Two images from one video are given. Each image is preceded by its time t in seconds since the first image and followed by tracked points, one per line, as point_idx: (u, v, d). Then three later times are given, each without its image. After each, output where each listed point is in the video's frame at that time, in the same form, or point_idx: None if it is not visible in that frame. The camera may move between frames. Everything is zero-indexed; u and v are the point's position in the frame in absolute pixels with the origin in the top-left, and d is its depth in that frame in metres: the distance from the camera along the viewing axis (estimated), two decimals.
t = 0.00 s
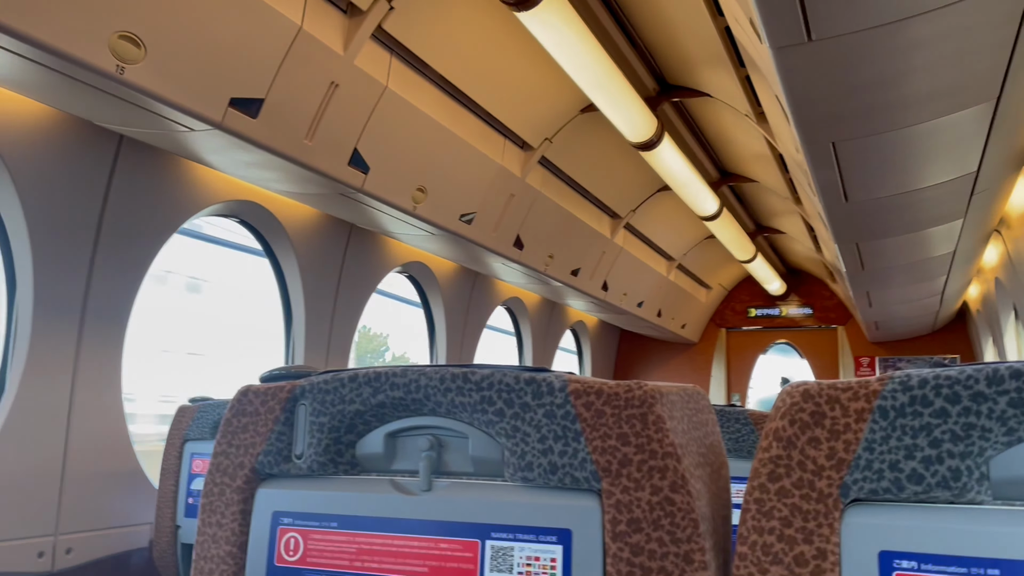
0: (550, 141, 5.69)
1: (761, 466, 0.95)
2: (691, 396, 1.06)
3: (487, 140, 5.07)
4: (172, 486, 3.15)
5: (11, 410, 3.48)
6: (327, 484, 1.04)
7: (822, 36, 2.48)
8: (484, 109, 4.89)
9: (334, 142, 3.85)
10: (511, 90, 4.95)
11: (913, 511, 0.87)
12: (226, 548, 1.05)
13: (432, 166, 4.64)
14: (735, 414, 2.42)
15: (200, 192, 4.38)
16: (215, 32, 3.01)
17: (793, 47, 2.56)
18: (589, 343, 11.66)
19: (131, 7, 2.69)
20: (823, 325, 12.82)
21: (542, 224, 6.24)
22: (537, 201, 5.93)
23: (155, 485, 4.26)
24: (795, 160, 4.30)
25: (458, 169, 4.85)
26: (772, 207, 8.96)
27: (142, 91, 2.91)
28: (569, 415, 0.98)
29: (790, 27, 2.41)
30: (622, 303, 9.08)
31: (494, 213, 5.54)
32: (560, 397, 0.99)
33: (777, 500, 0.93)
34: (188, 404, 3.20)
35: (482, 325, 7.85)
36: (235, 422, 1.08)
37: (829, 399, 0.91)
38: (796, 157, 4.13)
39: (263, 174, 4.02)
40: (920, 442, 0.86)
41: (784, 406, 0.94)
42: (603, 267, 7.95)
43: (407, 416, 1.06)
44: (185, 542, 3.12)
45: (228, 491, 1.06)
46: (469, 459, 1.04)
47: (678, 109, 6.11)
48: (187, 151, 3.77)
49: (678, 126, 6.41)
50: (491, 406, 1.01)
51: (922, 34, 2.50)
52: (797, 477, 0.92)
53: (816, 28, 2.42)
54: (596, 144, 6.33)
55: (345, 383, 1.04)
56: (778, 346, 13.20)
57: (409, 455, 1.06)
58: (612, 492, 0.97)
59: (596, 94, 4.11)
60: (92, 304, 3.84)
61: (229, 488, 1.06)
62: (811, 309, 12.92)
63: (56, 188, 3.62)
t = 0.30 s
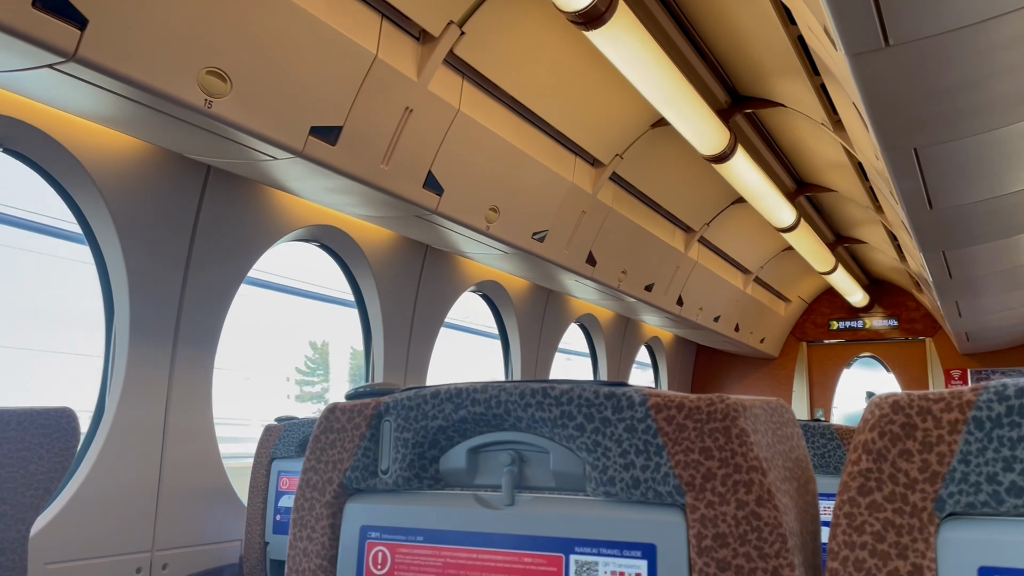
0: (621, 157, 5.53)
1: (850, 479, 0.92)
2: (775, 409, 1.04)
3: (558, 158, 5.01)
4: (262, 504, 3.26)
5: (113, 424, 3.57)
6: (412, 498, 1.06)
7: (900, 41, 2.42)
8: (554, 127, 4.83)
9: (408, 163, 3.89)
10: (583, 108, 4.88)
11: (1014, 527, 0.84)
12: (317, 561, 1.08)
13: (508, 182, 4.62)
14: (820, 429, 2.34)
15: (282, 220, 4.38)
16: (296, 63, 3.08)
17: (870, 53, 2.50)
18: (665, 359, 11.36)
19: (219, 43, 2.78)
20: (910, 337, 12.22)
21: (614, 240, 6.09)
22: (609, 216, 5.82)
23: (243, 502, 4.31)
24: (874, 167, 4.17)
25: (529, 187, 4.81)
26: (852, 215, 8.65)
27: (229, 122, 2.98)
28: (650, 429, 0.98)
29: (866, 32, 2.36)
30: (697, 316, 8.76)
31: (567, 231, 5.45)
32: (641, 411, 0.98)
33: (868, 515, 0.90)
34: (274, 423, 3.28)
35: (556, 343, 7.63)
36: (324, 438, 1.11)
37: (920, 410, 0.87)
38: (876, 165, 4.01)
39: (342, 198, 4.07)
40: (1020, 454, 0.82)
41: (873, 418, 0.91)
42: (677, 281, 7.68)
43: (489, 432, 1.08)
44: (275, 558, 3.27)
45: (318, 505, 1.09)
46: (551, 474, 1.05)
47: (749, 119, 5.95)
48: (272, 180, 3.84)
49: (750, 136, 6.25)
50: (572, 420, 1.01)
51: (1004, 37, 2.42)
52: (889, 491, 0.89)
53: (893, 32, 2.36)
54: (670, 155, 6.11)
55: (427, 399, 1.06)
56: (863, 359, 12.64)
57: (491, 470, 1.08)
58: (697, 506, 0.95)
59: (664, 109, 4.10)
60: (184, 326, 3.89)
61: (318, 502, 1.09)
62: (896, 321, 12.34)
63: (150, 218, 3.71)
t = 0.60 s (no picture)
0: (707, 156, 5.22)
1: (974, 478, 0.87)
2: (888, 408, 0.99)
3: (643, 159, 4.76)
4: (356, 509, 3.32)
5: (214, 430, 3.50)
6: (510, 499, 1.06)
7: (1009, 21, 2.30)
8: (638, 128, 4.59)
9: (496, 168, 3.72)
10: (669, 106, 4.60)
11: None
12: (418, 561, 1.09)
13: (594, 185, 4.43)
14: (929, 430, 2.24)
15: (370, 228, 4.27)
16: (384, 74, 2.98)
17: (973, 37, 2.40)
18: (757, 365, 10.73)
19: (310, 56, 2.71)
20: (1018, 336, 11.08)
21: (704, 240, 5.82)
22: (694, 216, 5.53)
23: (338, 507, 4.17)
24: (979, 155, 3.94)
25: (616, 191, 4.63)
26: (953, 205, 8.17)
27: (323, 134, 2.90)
28: (756, 428, 0.94)
29: (973, 13, 2.25)
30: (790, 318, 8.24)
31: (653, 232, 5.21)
32: (746, 409, 0.95)
33: (996, 515, 0.85)
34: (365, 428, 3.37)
35: (642, 345, 7.41)
36: (423, 439, 1.13)
37: None
38: (981, 155, 3.79)
39: (427, 206, 3.94)
40: None
41: (997, 413, 0.85)
42: (768, 280, 7.25)
43: (587, 433, 1.07)
44: (371, 562, 3.28)
45: (419, 506, 1.11)
46: (652, 475, 1.02)
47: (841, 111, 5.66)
48: (361, 190, 3.74)
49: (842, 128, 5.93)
50: (673, 420, 0.99)
51: None
52: (1018, 490, 0.84)
53: (1003, 11, 2.24)
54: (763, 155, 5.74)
55: (524, 400, 1.06)
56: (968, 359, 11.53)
57: (590, 471, 1.06)
58: (808, 507, 0.91)
59: (751, 104, 4.02)
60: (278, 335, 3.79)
61: (419, 503, 1.11)
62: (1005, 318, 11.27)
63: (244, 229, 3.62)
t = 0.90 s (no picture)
0: (795, 137, 5.09)
1: None
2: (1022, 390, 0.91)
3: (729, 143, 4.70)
4: (445, 494, 3.37)
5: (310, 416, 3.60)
6: (611, 485, 1.06)
7: None
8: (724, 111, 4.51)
9: (578, 156, 3.71)
10: (751, 87, 4.47)
11: None
12: (519, 546, 1.10)
13: (676, 170, 4.36)
14: None
15: (451, 219, 4.32)
16: (467, 66, 3.00)
17: None
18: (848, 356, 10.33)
19: (396, 50, 2.74)
20: None
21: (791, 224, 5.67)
22: (783, 200, 5.42)
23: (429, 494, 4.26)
24: None
25: (698, 176, 4.54)
26: None
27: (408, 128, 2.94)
28: (870, 413, 0.89)
29: None
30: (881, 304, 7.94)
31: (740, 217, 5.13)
32: (859, 394, 0.90)
33: None
34: (454, 415, 3.43)
35: (726, 334, 7.30)
36: (519, 425, 1.13)
37: None
38: None
39: (511, 195, 3.95)
40: None
41: None
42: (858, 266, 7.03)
43: (689, 418, 1.05)
44: (462, 548, 3.34)
45: (518, 491, 1.11)
46: (758, 461, 1.00)
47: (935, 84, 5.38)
48: (444, 181, 3.77)
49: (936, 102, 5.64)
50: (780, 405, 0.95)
51: None
52: None
53: None
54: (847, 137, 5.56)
55: (623, 384, 1.05)
56: None
57: (692, 456, 1.05)
58: (928, 494, 0.85)
59: (841, 82, 3.92)
60: (368, 328, 3.86)
61: (518, 488, 1.11)
62: None
63: (333, 221, 3.70)
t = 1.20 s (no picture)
0: (858, 120, 4.97)
1: None
2: None
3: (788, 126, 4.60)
4: (502, 480, 3.41)
5: (369, 402, 3.66)
6: (673, 473, 1.05)
7: None
8: (783, 93, 4.43)
9: (635, 141, 3.67)
10: (811, 67, 4.35)
11: None
12: (582, 532, 1.11)
13: (734, 154, 4.28)
14: None
15: (507, 208, 4.33)
16: (522, 54, 2.99)
17: None
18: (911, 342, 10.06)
19: (451, 39, 2.76)
20: None
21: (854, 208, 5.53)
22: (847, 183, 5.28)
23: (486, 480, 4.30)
24: None
25: (757, 160, 4.45)
26: None
27: (463, 116, 2.95)
28: (941, 403, 0.84)
29: None
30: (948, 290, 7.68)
31: (801, 202, 5.03)
32: (929, 383, 0.85)
33: None
34: (510, 403, 3.46)
35: (786, 322, 7.18)
36: (580, 412, 1.13)
37: None
38: None
39: (567, 183, 3.94)
40: None
41: None
42: (924, 252, 6.81)
43: (753, 407, 1.03)
44: (519, 533, 3.38)
45: (579, 478, 1.12)
46: (824, 451, 0.97)
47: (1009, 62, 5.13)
48: (500, 169, 3.78)
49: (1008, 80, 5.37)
50: (847, 395, 0.91)
51: None
52: None
53: None
54: (913, 117, 5.37)
55: (686, 373, 1.04)
56: None
57: (756, 446, 1.03)
58: (1003, 486, 0.81)
59: (906, 61, 3.81)
60: (426, 316, 3.91)
61: (579, 475, 1.12)
62: None
63: (391, 210, 3.75)
